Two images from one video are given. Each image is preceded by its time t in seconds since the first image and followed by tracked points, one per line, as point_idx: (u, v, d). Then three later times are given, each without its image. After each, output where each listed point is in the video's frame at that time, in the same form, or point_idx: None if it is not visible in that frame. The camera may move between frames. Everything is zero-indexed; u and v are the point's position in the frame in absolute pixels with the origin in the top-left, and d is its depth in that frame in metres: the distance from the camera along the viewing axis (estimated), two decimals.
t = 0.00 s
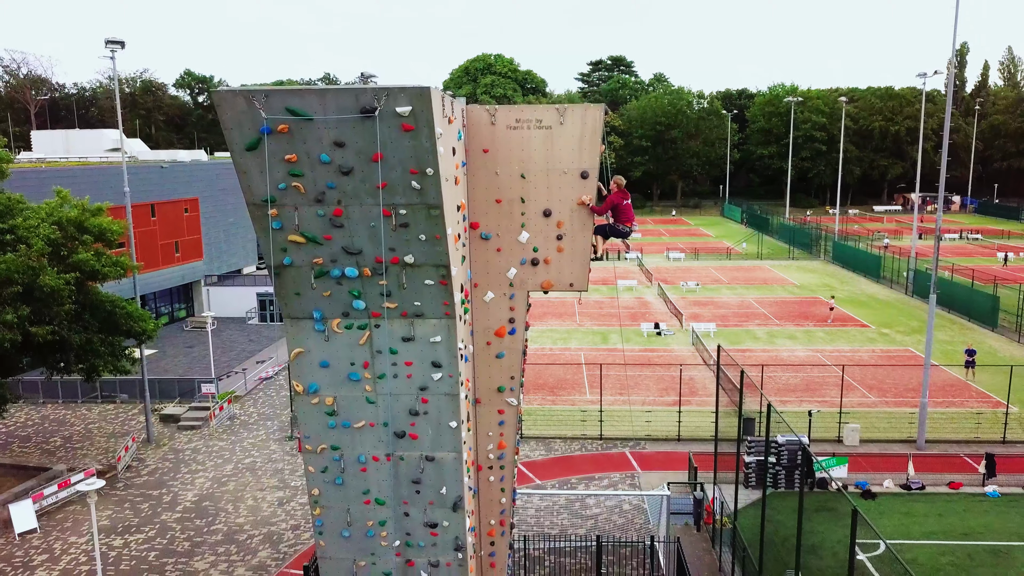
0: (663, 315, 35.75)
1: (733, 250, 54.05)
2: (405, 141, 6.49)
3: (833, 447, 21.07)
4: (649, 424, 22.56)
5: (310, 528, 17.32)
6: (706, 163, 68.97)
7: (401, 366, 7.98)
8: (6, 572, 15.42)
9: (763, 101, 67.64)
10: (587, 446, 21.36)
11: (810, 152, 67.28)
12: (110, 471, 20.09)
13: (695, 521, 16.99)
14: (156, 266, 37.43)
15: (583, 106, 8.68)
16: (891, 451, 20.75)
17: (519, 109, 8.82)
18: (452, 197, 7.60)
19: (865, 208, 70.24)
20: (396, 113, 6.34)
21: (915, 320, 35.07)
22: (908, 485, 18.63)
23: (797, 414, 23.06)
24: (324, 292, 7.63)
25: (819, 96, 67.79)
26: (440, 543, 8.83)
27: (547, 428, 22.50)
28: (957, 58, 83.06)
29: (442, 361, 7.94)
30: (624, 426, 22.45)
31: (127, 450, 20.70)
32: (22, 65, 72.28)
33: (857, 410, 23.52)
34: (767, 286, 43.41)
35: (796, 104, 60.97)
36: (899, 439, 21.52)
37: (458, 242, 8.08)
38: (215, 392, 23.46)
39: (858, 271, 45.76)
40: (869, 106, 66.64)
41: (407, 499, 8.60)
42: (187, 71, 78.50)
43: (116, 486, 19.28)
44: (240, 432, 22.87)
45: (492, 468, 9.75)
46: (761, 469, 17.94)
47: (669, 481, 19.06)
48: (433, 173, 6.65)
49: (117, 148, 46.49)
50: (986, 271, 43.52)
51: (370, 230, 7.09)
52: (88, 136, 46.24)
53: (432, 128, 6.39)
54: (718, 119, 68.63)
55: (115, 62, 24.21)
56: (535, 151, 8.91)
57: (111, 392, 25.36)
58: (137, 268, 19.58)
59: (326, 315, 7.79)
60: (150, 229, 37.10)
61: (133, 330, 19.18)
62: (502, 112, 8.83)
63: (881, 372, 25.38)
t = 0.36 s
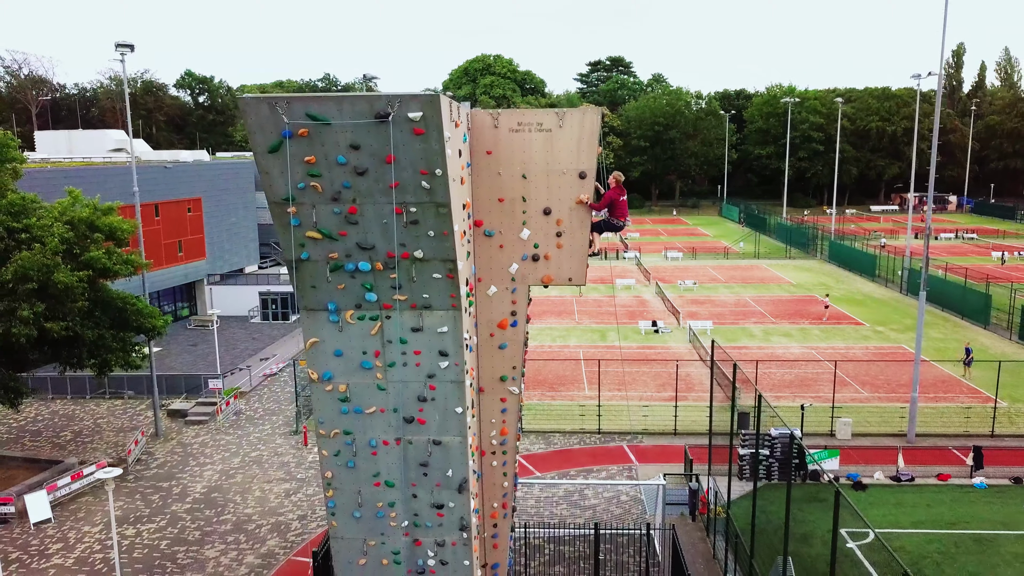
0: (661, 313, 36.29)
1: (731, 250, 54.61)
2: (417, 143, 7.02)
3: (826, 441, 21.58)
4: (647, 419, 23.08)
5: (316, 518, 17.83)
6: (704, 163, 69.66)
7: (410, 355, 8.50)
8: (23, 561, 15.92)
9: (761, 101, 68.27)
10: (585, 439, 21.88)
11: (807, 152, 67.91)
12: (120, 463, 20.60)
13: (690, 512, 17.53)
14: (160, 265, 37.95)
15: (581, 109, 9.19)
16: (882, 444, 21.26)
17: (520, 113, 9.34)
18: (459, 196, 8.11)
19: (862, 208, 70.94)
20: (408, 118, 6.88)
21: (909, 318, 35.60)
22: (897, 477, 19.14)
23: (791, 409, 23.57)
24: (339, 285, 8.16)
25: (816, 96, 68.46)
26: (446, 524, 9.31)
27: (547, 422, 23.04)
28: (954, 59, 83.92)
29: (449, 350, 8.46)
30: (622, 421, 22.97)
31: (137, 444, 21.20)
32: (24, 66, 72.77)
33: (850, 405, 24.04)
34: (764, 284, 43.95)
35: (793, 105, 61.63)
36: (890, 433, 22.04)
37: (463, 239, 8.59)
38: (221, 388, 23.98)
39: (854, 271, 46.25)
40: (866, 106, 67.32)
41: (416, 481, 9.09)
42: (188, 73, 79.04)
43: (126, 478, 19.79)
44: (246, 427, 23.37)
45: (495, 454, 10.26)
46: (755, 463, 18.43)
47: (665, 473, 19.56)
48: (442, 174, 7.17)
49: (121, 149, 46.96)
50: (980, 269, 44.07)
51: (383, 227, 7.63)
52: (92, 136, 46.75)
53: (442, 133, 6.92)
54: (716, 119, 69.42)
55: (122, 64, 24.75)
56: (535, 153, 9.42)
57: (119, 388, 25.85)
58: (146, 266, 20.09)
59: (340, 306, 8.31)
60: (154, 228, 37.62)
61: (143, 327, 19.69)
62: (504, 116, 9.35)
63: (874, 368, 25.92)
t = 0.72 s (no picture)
0: (658, 311, 36.86)
1: (729, 249, 55.24)
2: (427, 145, 7.58)
3: (819, 434, 22.14)
4: (644, 413, 23.63)
5: (323, 508, 18.35)
6: (702, 163, 70.27)
7: (419, 344, 9.03)
8: (39, 548, 16.45)
9: (759, 101, 68.89)
10: (584, 433, 22.43)
11: (805, 152, 68.53)
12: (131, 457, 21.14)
13: (686, 501, 18.03)
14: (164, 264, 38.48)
15: (579, 112, 9.72)
16: (874, 438, 21.81)
17: (522, 116, 9.86)
18: (464, 195, 8.64)
19: (860, 207, 71.57)
20: (419, 121, 7.43)
21: (903, 316, 36.16)
22: (887, 469, 19.70)
23: (786, 404, 24.13)
24: (352, 278, 8.70)
25: (813, 97, 69.06)
26: (452, 504, 9.82)
27: (546, 416, 23.59)
28: (951, 59, 84.64)
29: (455, 340, 8.99)
30: (620, 415, 23.52)
31: (147, 437, 21.74)
32: (25, 66, 73.20)
33: (843, 399, 24.59)
34: (761, 283, 44.54)
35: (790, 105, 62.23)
36: (882, 427, 22.60)
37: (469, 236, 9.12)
38: (228, 383, 24.52)
39: (850, 269, 46.81)
40: (863, 107, 67.93)
41: (424, 464, 9.62)
42: (189, 73, 79.55)
43: (137, 471, 20.33)
44: (252, 421, 23.93)
45: (498, 439, 10.82)
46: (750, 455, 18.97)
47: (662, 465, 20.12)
48: (450, 173, 7.72)
49: (124, 149, 47.43)
50: (974, 268, 44.62)
51: (394, 223, 8.18)
52: (96, 137, 47.27)
53: (450, 135, 7.48)
54: (715, 120, 70.01)
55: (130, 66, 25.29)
56: (536, 153, 9.96)
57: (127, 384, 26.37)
58: (156, 264, 20.66)
59: (353, 298, 8.85)
60: (158, 228, 38.16)
61: (153, 322, 20.27)
62: (507, 119, 9.88)
63: (867, 364, 26.48)
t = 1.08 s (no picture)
0: (657, 309, 37.41)
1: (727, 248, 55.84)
2: (436, 146, 8.14)
3: (812, 428, 22.69)
4: (642, 408, 24.17)
5: (329, 498, 18.88)
6: (701, 163, 70.87)
7: (426, 334, 9.56)
8: (55, 536, 16.98)
9: (757, 102, 69.52)
10: (583, 427, 22.98)
11: (803, 152, 69.14)
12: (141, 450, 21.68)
13: (683, 492, 18.55)
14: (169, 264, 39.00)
15: (577, 115, 10.27)
16: (866, 431, 22.34)
17: (524, 119, 10.41)
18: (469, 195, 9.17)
19: (857, 207, 72.18)
20: (429, 124, 8.00)
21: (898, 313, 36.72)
22: (878, 461, 20.24)
23: (780, 399, 24.67)
24: (364, 272, 9.25)
25: (811, 97, 69.69)
26: (457, 487, 10.32)
27: (546, 411, 24.14)
28: (949, 60, 85.34)
29: (461, 331, 9.52)
30: (618, 410, 24.07)
31: (156, 431, 22.29)
32: (28, 66, 73.67)
33: (837, 395, 25.13)
34: (758, 282, 45.12)
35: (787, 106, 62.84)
36: (874, 421, 23.14)
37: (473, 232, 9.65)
38: (235, 378, 25.08)
39: (846, 268, 47.37)
40: (860, 108, 68.55)
41: (430, 448, 10.13)
42: (192, 73, 80.11)
43: (148, 463, 20.87)
44: (259, 415, 24.47)
45: (501, 426, 11.35)
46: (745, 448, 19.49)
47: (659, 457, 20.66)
48: (457, 172, 8.28)
49: (128, 150, 47.95)
50: (968, 267, 45.15)
51: (405, 220, 8.74)
52: (101, 137, 47.84)
53: (458, 137, 8.04)
54: (713, 120, 70.61)
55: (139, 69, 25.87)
56: (538, 154, 10.50)
57: (135, 380, 26.90)
58: (166, 262, 21.22)
59: (365, 291, 9.39)
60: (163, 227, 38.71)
61: (163, 318, 20.84)
62: (510, 122, 10.42)
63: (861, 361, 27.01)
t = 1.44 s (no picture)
0: (655, 307, 37.96)
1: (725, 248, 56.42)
2: (444, 147, 8.74)
3: (806, 421, 23.23)
4: (640, 402, 24.73)
5: (335, 489, 19.41)
6: (699, 163, 71.45)
7: (433, 325, 10.11)
8: (70, 526, 17.51)
9: (755, 103, 70.15)
10: (582, 421, 23.52)
11: (801, 152, 69.72)
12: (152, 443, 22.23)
13: (679, 482, 19.09)
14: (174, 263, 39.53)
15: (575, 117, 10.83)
16: (858, 425, 22.90)
17: (525, 120, 10.97)
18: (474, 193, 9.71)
19: (855, 207, 72.79)
20: (436, 126, 8.61)
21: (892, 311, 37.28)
22: (869, 452, 20.81)
23: (775, 394, 25.24)
24: (374, 266, 9.81)
25: (809, 98, 70.29)
26: (462, 471, 10.83)
27: (546, 405, 24.71)
28: (947, 61, 86.04)
29: (465, 321, 10.06)
30: (617, 404, 24.64)
31: (166, 425, 22.84)
32: (29, 67, 74.14)
33: (830, 389, 25.69)
34: (755, 280, 45.71)
35: (785, 106, 63.49)
36: (866, 415, 23.71)
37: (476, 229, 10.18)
38: (242, 374, 25.65)
39: (842, 267, 47.92)
40: (857, 108, 69.17)
41: (436, 433, 10.66)
42: (193, 74, 80.60)
43: (157, 456, 21.40)
44: (265, 410, 25.02)
45: (503, 414, 11.88)
46: (741, 439, 19.96)
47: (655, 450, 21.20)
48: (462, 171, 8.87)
49: (131, 150, 48.49)
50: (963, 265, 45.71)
51: (413, 217, 9.31)
52: (105, 137, 48.38)
53: (464, 139, 8.64)
54: (712, 120, 71.20)
55: (149, 72, 26.45)
56: (538, 154, 11.06)
57: (143, 376, 27.43)
58: (174, 259, 21.76)
59: (375, 284, 9.94)
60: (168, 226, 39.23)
61: (172, 315, 21.37)
62: (511, 123, 10.96)
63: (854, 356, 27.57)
